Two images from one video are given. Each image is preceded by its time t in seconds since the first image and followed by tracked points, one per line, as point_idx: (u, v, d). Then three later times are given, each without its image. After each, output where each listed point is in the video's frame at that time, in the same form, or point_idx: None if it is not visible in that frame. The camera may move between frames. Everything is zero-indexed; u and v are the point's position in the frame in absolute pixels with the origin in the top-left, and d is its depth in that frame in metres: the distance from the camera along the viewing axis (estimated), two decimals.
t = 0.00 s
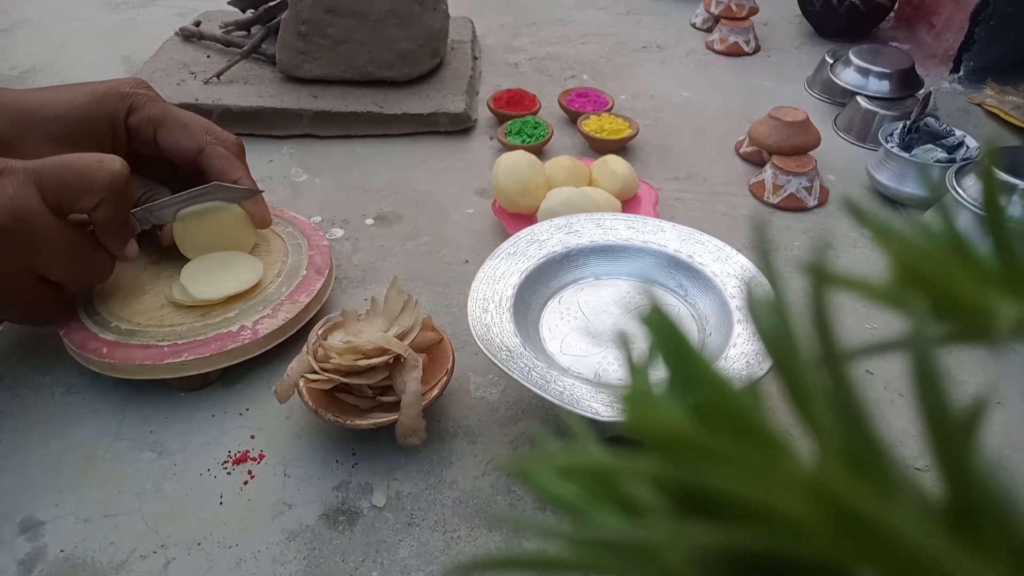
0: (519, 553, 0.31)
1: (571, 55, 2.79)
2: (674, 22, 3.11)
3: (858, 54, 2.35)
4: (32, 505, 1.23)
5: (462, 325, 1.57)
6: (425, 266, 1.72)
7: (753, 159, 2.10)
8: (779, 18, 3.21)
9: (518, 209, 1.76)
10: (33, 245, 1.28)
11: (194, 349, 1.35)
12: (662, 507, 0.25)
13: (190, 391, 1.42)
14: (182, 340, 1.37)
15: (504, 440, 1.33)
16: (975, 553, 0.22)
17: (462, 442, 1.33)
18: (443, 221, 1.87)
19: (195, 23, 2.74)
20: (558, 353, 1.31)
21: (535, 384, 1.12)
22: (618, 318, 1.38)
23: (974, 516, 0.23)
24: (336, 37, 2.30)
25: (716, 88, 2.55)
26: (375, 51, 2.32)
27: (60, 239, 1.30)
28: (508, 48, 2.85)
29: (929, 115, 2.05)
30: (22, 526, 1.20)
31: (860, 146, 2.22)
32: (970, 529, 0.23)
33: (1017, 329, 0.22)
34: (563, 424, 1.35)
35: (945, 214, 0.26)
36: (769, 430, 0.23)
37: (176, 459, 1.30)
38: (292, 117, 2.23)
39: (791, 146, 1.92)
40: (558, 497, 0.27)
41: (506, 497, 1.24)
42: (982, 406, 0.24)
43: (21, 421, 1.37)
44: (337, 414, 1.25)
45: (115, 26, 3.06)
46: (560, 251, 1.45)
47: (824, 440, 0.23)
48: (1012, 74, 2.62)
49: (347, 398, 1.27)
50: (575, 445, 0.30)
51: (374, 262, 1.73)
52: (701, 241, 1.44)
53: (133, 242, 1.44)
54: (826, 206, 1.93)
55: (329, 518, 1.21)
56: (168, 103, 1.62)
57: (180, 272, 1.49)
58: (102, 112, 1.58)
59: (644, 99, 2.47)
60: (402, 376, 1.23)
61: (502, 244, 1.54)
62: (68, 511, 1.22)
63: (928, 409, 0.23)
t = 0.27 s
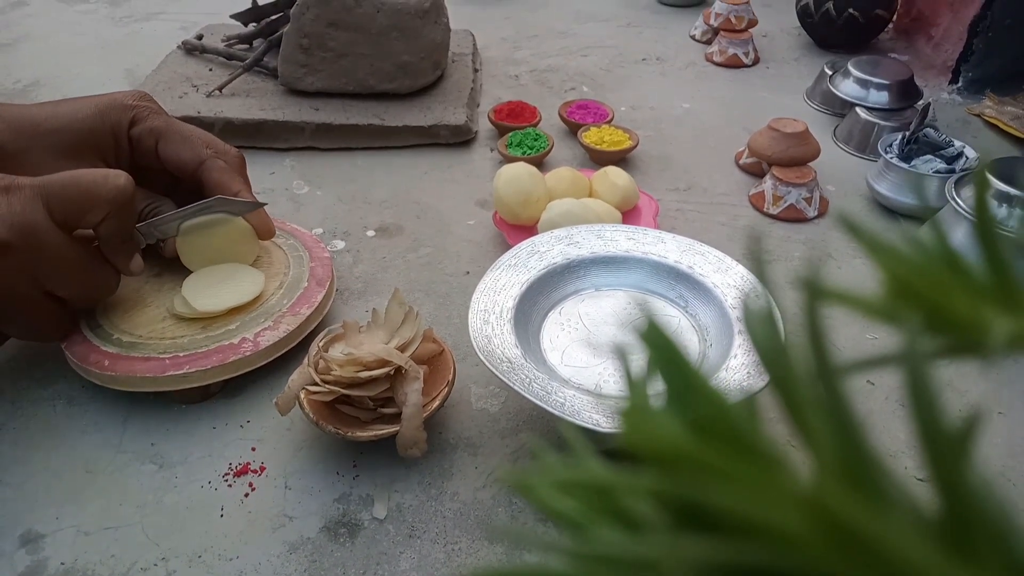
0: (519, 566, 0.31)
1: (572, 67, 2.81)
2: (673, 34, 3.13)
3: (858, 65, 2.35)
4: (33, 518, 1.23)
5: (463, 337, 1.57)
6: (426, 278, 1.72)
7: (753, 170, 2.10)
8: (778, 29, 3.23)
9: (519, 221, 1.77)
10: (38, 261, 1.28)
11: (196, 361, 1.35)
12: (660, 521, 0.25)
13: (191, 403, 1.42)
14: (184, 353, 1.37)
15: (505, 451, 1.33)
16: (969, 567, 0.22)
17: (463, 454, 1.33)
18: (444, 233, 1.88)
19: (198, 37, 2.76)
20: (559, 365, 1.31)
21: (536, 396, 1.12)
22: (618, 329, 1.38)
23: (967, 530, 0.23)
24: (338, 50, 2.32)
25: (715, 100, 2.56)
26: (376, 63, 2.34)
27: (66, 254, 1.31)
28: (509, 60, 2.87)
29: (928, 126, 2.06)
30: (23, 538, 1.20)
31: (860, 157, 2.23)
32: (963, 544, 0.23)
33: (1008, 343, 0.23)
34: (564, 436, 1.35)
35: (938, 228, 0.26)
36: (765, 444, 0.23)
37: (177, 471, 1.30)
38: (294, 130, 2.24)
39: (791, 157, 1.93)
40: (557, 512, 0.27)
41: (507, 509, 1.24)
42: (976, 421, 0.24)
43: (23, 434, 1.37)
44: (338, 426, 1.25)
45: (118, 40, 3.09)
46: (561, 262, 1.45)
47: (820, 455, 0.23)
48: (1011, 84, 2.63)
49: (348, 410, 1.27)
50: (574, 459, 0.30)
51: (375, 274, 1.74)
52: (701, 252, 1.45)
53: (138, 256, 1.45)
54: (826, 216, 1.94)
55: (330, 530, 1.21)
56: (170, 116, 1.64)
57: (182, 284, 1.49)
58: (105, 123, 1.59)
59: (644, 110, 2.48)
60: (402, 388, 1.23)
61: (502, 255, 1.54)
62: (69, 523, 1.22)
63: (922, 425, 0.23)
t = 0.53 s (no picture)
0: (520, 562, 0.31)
1: (572, 63, 2.81)
2: (673, 30, 3.12)
3: (858, 61, 2.35)
4: (32, 513, 1.23)
5: (462, 332, 1.57)
6: (425, 274, 1.72)
7: (753, 166, 2.10)
8: (778, 25, 3.22)
9: (518, 217, 1.76)
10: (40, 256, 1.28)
11: (195, 356, 1.35)
12: (662, 517, 0.25)
13: (190, 399, 1.42)
14: (183, 348, 1.37)
15: (505, 447, 1.33)
16: (972, 564, 0.22)
17: (462, 449, 1.33)
18: (444, 229, 1.88)
19: (197, 33, 2.75)
20: (558, 360, 1.31)
21: (535, 391, 1.12)
22: (618, 325, 1.38)
23: (969, 527, 0.23)
24: (337, 45, 2.31)
25: (715, 96, 2.56)
26: (375, 59, 2.33)
27: (67, 248, 1.31)
28: (508, 56, 2.86)
29: (928, 122, 2.05)
30: (23, 534, 1.20)
31: (860, 153, 2.22)
32: (965, 541, 0.23)
33: (1011, 340, 0.23)
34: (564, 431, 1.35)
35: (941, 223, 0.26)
36: (766, 441, 0.23)
37: (176, 466, 1.30)
38: (293, 126, 2.24)
39: (791, 152, 1.93)
40: (558, 507, 0.27)
41: (506, 504, 1.24)
42: (979, 417, 0.24)
43: (22, 429, 1.37)
44: (338, 421, 1.25)
45: (116, 35, 3.08)
46: (560, 258, 1.45)
47: (823, 451, 0.23)
48: (1012, 80, 2.63)
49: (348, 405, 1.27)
50: (574, 455, 0.30)
51: (374, 270, 1.73)
52: (701, 248, 1.45)
53: (138, 252, 1.45)
54: (826, 212, 1.93)
55: (330, 525, 1.21)
56: (169, 111, 1.63)
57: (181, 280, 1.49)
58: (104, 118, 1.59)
59: (644, 106, 2.48)
60: (402, 384, 1.23)
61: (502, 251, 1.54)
62: (69, 518, 1.22)
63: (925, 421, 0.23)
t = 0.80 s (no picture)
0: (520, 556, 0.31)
1: (572, 56, 2.80)
2: (673, 24, 3.11)
3: (858, 55, 2.34)
4: (32, 508, 1.23)
5: (462, 327, 1.57)
6: (425, 268, 1.72)
7: (753, 160, 2.10)
8: (779, 18, 3.21)
9: (518, 211, 1.76)
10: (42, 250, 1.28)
11: (195, 351, 1.35)
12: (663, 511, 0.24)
13: (190, 393, 1.42)
14: (183, 343, 1.37)
15: (504, 441, 1.33)
16: (975, 558, 0.22)
17: (462, 444, 1.33)
18: (443, 223, 1.88)
19: (195, 25, 2.74)
20: (558, 355, 1.31)
21: (535, 386, 1.12)
22: (617, 320, 1.38)
23: (972, 521, 0.23)
24: (336, 38, 2.30)
25: (715, 89, 2.55)
26: (375, 53, 2.32)
27: (70, 242, 1.31)
28: (508, 49, 2.86)
29: (929, 116, 2.05)
30: (23, 528, 1.20)
31: (860, 147, 2.22)
32: (968, 535, 0.23)
33: (1016, 332, 0.22)
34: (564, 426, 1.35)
35: (945, 216, 0.25)
36: (769, 434, 0.23)
37: (176, 461, 1.30)
38: (292, 119, 2.23)
39: (791, 147, 1.92)
40: (558, 501, 0.27)
41: (506, 498, 1.24)
42: (981, 411, 0.24)
43: (22, 423, 1.37)
44: (337, 416, 1.25)
45: (114, 28, 3.07)
46: (560, 252, 1.45)
47: (825, 444, 0.23)
48: (1012, 74, 2.62)
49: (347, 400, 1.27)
50: (574, 449, 0.30)
51: (374, 264, 1.73)
52: (701, 242, 1.45)
53: (140, 247, 1.44)
54: (826, 206, 1.93)
55: (330, 519, 1.21)
56: (168, 105, 1.63)
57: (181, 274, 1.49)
58: (103, 111, 1.58)
59: (644, 100, 2.47)
60: (402, 378, 1.23)
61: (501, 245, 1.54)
62: (69, 513, 1.22)
63: (928, 414, 0.23)
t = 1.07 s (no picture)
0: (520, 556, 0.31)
1: (572, 56, 2.80)
2: (673, 24, 3.11)
3: (858, 55, 2.34)
4: (32, 507, 1.23)
5: (462, 327, 1.57)
6: (425, 268, 1.72)
7: (753, 160, 2.10)
8: (779, 18, 3.21)
9: (518, 210, 1.76)
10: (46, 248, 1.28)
11: (195, 351, 1.35)
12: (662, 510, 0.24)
13: (190, 393, 1.42)
14: (183, 343, 1.37)
15: (504, 441, 1.33)
16: (976, 557, 0.22)
17: (462, 444, 1.33)
18: (443, 223, 1.88)
19: (195, 25, 2.74)
20: (558, 355, 1.31)
21: (535, 386, 1.12)
22: (617, 319, 1.38)
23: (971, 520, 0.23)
24: (336, 38, 2.30)
25: (715, 89, 2.55)
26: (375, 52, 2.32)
27: (73, 241, 1.31)
28: (508, 49, 2.86)
29: (929, 116, 2.05)
30: (23, 528, 1.20)
31: (860, 147, 2.22)
32: (968, 534, 0.23)
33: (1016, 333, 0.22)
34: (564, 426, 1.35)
35: (946, 216, 0.25)
36: (770, 434, 0.23)
37: (176, 460, 1.30)
38: (292, 119, 2.23)
39: (791, 146, 1.92)
40: (557, 500, 0.27)
41: (506, 498, 1.24)
42: (981, 411, 0.24)
43: (21, 423, 1.37)
44: (338, 416, 1.25)
45: (114, 28, 3.07)
46: (560, 252, 1.45)
47: (825, 444, 0.23)
48: (1012, 74, 2.62)
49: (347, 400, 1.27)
50: (573, 449, 0.30)
51: (374, 264, 1.73)
52: (701, 242, 1.44)
53: (141, 247, 1.44)
54: (826, 206, 1.93)
55: (330, 519, 1.21)
56: (169, 104, 1.63)
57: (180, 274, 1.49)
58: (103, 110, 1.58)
59: (644, 100, 2.47)
60: (402, 378, 1.23)
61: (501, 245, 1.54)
62: (69, 513, 1.22)
63: (928, 413, 0.23)
